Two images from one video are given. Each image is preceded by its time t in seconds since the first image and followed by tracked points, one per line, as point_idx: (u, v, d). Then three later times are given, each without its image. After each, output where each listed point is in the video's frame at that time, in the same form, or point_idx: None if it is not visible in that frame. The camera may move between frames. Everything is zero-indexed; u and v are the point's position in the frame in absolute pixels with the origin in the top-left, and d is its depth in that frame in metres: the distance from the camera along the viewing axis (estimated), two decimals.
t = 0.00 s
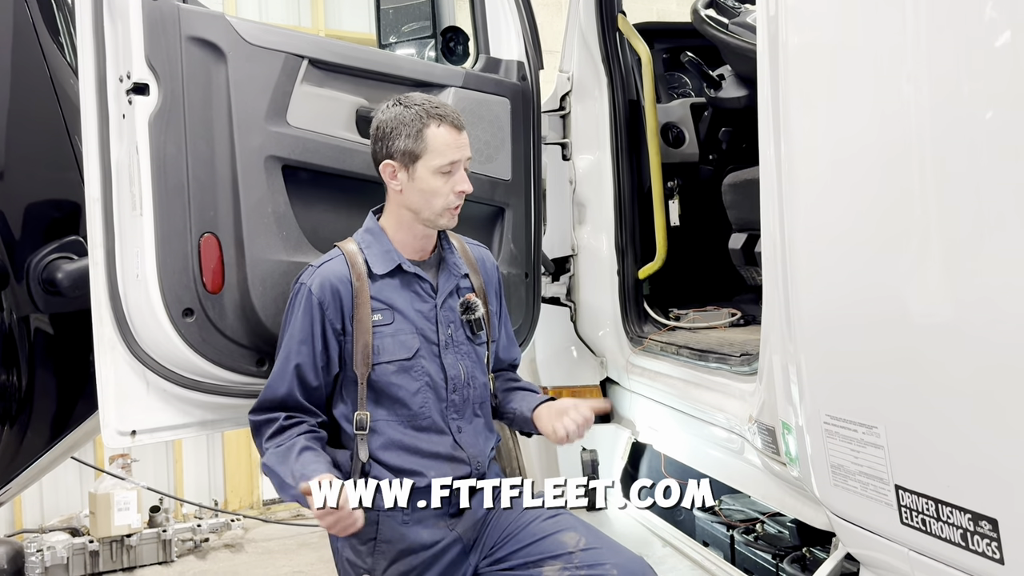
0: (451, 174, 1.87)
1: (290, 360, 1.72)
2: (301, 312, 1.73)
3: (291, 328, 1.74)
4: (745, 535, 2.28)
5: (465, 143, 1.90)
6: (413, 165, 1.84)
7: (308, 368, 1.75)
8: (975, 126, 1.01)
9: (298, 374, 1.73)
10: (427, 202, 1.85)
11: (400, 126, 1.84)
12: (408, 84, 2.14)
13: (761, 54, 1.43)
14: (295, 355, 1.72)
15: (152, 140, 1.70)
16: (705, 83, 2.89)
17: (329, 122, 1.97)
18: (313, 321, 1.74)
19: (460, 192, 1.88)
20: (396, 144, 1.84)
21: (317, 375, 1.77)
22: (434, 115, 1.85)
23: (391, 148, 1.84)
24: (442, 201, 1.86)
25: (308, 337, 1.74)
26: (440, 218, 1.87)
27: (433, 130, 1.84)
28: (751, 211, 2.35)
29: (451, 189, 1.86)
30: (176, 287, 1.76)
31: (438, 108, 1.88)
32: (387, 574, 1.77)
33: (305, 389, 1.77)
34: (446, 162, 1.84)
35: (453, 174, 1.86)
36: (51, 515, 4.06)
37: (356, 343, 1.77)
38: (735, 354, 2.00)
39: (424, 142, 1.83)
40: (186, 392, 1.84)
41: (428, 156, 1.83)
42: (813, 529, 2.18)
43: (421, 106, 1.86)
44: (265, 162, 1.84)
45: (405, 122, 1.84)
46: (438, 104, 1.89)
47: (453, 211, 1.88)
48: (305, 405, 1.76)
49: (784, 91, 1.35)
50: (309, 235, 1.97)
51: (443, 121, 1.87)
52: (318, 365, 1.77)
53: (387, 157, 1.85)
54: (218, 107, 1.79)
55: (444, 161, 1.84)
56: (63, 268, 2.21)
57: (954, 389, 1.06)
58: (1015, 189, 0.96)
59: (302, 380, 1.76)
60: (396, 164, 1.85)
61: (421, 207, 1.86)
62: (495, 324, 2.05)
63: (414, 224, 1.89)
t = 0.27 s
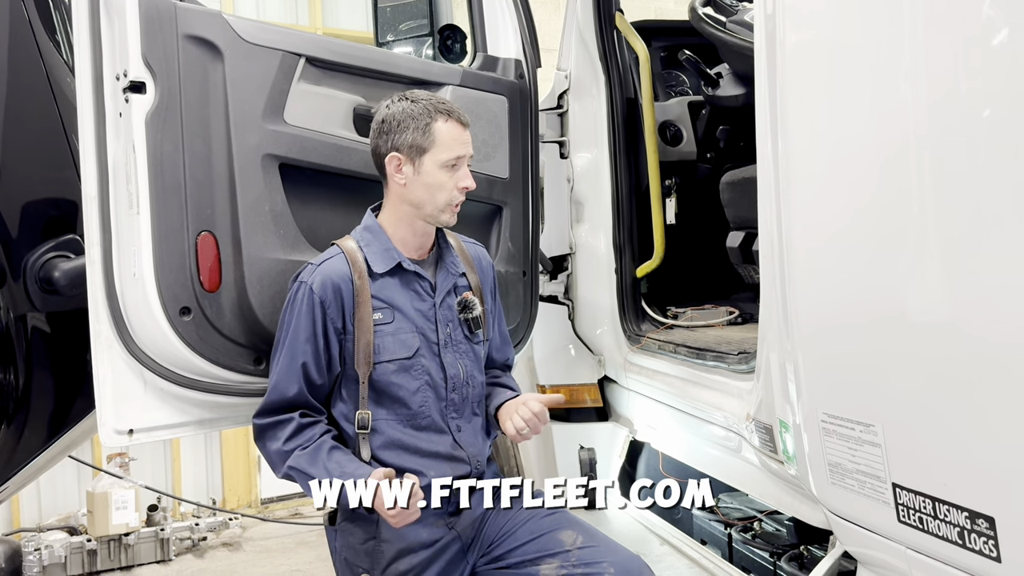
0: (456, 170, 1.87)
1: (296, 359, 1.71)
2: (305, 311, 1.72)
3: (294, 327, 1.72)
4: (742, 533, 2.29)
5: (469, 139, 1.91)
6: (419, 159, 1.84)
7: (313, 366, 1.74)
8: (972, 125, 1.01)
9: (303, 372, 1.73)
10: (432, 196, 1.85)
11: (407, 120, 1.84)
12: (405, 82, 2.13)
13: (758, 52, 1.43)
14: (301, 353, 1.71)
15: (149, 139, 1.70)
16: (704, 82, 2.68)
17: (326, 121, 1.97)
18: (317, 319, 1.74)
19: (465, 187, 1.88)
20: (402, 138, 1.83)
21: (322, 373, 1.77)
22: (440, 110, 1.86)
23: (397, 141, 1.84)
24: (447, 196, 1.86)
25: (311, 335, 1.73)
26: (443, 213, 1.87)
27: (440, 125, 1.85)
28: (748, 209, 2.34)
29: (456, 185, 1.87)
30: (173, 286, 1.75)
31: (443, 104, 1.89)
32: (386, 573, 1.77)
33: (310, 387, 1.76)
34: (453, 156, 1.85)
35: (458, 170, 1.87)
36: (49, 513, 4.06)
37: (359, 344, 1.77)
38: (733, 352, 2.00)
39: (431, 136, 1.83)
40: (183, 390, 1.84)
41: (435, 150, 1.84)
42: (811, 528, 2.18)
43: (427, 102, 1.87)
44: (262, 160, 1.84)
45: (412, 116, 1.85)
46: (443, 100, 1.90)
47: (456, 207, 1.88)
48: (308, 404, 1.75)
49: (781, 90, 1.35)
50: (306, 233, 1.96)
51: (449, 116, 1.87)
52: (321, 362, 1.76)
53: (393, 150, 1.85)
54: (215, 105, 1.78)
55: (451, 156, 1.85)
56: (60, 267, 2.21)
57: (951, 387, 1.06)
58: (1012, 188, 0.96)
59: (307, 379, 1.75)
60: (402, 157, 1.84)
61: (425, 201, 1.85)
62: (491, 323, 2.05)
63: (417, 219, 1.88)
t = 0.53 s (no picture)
0: (458, 169, 1.87)
1: (289, 358, 1.71)
2: (298, 309, 1.72)
3: (287, 325, 1.72)
4: (739, 532, 2.29)
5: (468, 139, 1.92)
6: (422, 157, 1.83)
7: (305, 365, 1.74)
8: (968, 124, 1.01)
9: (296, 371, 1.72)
10: (434, 194, 1.85)
11: (410, 118, 1.84)
12: (401, 81, 2.13)
13: (754, 51, 1.43)
14: (293, 352, 1.71)
15: (144, 137, 1.70)
16: (700, 80, 2.83)
17: (322, 119, 1.96)
18: (310, 317, 1.73)
19: (465, 186, 1.89)
20: (405, 135, 1.83)
21: (314, 372, 1.76)
22: (443, 109, 1.87)
23: (400, 138, 1.83)
24: (448, 194, 1.86)
25: (304, 334, 1.73)
26: (444, 212, 1.87)
27: (443, 124, 1.85)
28: (745, 208, 2.34)
29: (456, 184, 1.87)
30: (168, 284, 1.75)
31: (444, 103, 1.90)
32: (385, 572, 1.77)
33: (301, 386, 1.76)
34: (455, 155, 1.85)
35: (459, 168, 1.87)
36: (46, 513, 4.05)
37: (353, 342, 1.76)
38: (729, 351, 2.00)
39: (435, 134, 1.84)
40: (179, 389, 1.83)
41: (437, 149, 1.84)
42: (807, 526, 2.18)
43: (428, 100, 1.87)
44: (258, 159, 1.83)
45: (415, 114, 1.85)
46: (443, 99, 1.91)
47: (456, 206, 1.89)
48: (301, 404, 1.74)
49: (777, 89, 1.34)
50: (302, 232, 1.96)
51: (450, 116, 1.88)
52: (314, 361, 1.75)
53: (395, 148, 1.84)
54: (210, 103, 1.78)
55: (453, 154, 1.85)
56: (55, 266, 2.19)
57: (946, 385, 1.06)
58: (1007, 187, 0.96)
59: (299, 378, 1.74)
60: (404, 155, 1.84)
61: (426, 200, 1.85)
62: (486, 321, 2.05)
63: (416, 217, 1.88)
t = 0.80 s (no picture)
0: (460, 170, 1.89)
1: (278, 358, 1.70)
2: (290, 309, 1.71)
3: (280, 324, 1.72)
4: (737, 530, 2.29)
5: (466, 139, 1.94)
6: (429, 159, 1.84)
7: (297, 365, 1.73)
8: (965, 122, 1.01)
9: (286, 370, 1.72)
10: (439, 196, 1.86)
11: (416, 120, 1.83)
12: (398, 79, 2.13)
13: (750, 49, 1.43)
14: (283, 352, 1.70)
15: (141, 136, 1.70)
16: (699, 79, 2.92)
17: (319, 118, 1.96)
18: (302, 317, 1.72)
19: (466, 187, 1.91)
20: (413, 138, 1.82)
21: (306, 370, 1.76)
22: (446, 111, 1.88)
23: (407, 141, 1.82)
24: (452, 196, 1.88)
25: (296, 333, 1.72)
26: (446, 212, 1.88)
27: (448, 126, 1.86)
28: (742, 206, 2.34)
29: (459, 185, 1.89)
30: (165, 283, 1.75)
31: (445, 104, 1.90)
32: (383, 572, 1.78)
33: (293, 383, 1.75)
34: (460, 157, 1.87)
35: (461, 170, 1.89)
36: (44, 512, 4.05)
37: (348, 341, 1.76)
38: (726, 349, 2.00)
39: (441, 136, 1.85)
40: (176, 388, 1.83)
41: (443, 151, 1.85)
42: (805, 524, 2.18)
43: (431, 102, 1.87)
44: (255, 158, 1.83)
45: (420, 117, 1.84)
46: (442, 100, 1.91)
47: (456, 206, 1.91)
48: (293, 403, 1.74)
49: (775, 87, 1.34)
50: (299, 231, 1.96)
51: (453, 117, 1.89)
52: (306, 361, 1.75)
53: (401, 150, 1.83)
54: (206, 102, 1.78)
55: (458, 156, 1.87)
56: (52, 265, 2.19)
57: (943, 384, 1.06)
58: (1004, 185, 0.96)
59: (290, 376, 1.73)
60: (411, 158, 1.83)
61: (432, 203, 1.86)
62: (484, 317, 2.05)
63: (419, 218, 1.88)
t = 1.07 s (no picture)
0: (449, 163, 1.89)
1: (282, 355, 1.67)
2: (292, 305, 1.68)
3: (282, 320, 1.68)
4: (732, 526, 2.29)
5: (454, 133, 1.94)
6: (418, 152, 1.83)
7: (301, 363, 1.69)
8: (959, 119, 1.00)
9: (291, 369, 1.68)
10: (429, 189, 1.85)
11: (404, 113, 1.83)
12: (391, 76, 2.11)
13: (744, 45, 1.42)
14: (287, 349, 1.67)
15: (132, 135, 1.69)
16: (693, 76, 2.78)
17: (312, 115, 1.95)
18: (304, 314, 1.70)
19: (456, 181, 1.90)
20: (402, 131, 1.82)
21: (309, 368, 1.71)
22: (434, 104, 1.88)
23: (396, 134, 1.82)
24: (442, 189, 1.87)
25: (299, 330, 1.69)
26: (437, 206, 1.87)
27: (437, 118, 1.86)
28: (737, 202, 2.34)
29: (450, 178, 1.88)
30: (157, 283, 1.74)
31: (433, 97, 1.90)
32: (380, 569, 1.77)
33: (296, 383, 1.70)
34: (449, 150, 1.87)
35: (450, 163, 1.89)
36: (38, 512, 4.03)
37: (348, 337, 1.74)
38: (722, 345, 1.99)
39: (430, 129, 1.84)
40: (169, 388, 1.83)
41: (432, 144, 1.85)
42: (800, 520, 2.19)
43: (419, 96, 1.87)
44: (247, 155, 1.82)
45: (408, 110, 1.84)
46: (430, 94, 1.91)
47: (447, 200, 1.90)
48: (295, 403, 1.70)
49: (769, 84, 1.34)
50: (292, 229, 1.95)
51: (441, 111, 1.89)
52: (309, 358, 1.71)
53: (391, 144, 1.82)
54: (198, 100, 1.77)
55: (447, 149, 1.86)
56: (44, 264, 2.18)
57: (939, 381, 1.06)
58: (999, 181, 0.96)
59: (294, 375, 1.69)
60: (401, 151, 1.82)
61: (422, 196, 1.85)
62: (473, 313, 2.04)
63: (410, 212, 1.87)
